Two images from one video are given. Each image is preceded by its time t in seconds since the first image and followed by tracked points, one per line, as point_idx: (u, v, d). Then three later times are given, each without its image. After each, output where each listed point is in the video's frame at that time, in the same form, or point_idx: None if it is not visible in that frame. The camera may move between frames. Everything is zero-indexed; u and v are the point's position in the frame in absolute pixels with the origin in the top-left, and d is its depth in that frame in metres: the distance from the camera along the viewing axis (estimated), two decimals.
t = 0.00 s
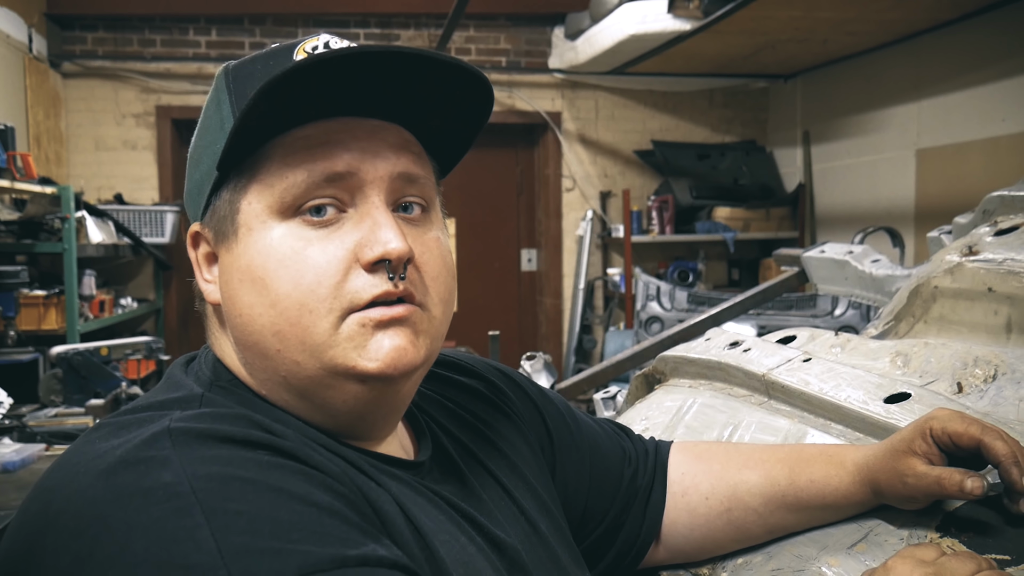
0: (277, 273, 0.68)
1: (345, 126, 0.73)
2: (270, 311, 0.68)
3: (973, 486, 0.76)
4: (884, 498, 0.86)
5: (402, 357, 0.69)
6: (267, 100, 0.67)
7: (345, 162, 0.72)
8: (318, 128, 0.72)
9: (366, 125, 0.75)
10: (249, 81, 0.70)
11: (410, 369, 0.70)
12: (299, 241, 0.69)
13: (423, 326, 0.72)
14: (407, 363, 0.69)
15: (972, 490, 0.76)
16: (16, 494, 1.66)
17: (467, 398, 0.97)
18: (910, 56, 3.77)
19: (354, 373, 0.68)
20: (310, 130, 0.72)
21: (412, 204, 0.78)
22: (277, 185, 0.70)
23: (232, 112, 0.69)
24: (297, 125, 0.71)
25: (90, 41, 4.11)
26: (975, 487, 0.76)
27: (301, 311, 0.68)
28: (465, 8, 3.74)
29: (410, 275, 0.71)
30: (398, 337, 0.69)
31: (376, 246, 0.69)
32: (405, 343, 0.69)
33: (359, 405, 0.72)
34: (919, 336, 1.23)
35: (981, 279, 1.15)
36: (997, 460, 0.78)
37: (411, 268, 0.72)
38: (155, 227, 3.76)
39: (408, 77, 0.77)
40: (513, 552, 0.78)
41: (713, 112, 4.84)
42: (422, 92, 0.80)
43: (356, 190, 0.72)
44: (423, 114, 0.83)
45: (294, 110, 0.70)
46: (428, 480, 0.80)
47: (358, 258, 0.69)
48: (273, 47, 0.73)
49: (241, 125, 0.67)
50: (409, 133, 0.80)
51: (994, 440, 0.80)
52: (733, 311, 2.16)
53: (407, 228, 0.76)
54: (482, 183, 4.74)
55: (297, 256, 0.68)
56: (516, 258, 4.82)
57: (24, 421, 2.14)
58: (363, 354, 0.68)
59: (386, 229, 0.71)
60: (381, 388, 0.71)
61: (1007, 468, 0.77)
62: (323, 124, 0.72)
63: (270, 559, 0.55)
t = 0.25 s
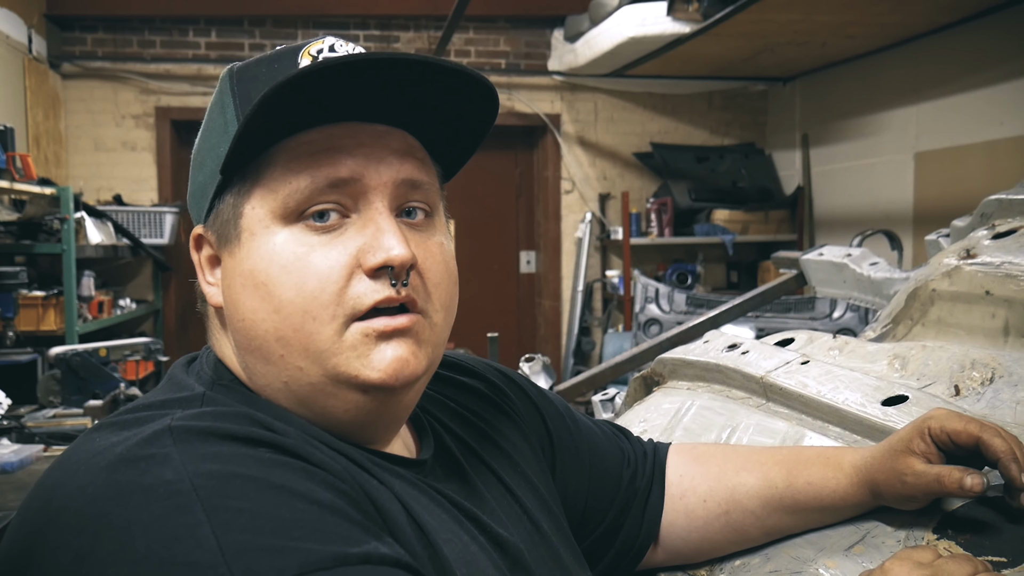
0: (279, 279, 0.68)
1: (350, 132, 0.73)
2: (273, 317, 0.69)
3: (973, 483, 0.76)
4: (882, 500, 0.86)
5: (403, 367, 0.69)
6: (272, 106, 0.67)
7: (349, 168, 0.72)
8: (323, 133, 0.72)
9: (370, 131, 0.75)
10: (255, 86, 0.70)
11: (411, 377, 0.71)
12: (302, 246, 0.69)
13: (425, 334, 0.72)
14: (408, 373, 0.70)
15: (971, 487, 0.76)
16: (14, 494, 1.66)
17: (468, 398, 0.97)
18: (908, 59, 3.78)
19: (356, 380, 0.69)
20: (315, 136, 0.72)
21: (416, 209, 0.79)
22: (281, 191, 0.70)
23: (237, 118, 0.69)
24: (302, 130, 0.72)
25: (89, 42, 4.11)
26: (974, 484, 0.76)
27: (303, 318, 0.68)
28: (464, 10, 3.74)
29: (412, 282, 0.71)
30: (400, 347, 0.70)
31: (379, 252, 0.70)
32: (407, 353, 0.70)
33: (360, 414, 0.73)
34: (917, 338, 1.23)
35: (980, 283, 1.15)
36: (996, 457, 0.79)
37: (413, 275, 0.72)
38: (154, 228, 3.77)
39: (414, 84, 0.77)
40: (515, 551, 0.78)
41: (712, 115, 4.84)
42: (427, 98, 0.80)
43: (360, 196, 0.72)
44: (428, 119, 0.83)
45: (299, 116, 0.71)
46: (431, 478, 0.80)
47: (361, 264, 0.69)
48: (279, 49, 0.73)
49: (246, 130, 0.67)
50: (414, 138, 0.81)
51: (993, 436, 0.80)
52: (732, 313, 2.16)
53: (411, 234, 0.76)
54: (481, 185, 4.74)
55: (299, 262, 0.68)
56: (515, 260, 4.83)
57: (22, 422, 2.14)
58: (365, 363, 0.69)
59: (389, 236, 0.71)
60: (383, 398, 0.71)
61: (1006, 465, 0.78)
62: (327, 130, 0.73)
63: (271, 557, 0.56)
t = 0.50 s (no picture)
0: (287, 286, 0.68)
1: (348, 134, 0.73)
2: (281, 325, 0.68)
3: (968, 482, 0.76)
4: (878, 500, 0.86)
5: (415, 365, 0.70)
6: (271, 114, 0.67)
7: (350, 170, 0.72)
8: (322, 138, 0.72)
9: (368, 131, 0.75)
10: (248, 91, 0.69)
11: (423, 376, 0.71)
12: (308, 253, 0.69)
13: (435, 332, 0.73)
14: (421, 370, 0.70)
15: (966, 485, 0.76)
16: (11, 496, 1.66)
17: (467, 399, 0.97)
18: (906, 61, 3.79)
19: (369, 382, 0.69)
20: (314, 139, 0.71)
21: (417, 209, 0.79)
22: (282, 199, 0.70)
23: (234, 125, 0.68)
24: (301, 135, 0.71)
25: (87, 44, 4.11)
26: (969, 482, 0.76)
27: (313, 325, 0.68)
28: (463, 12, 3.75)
29: (421, 284, 0.72)
30: (411, 345, 0.70)
31: (387, 256, 0.70)
32: (419, 350, 0.70)
33: (370, 413, 0.73)
34: (915, 340, 1.24)
35: (976, 284, 1.16)
36: (989, 457, 0.79)
37: (422, 276, 0.72)
38: (152, 229, 3.77)
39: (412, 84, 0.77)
40: (514, 550, 0.78)
41: (710, 116, 4.85)
42: (423, 97, 0.80)
43: (363, 200, 0.73)
44: (425, 118, 0.83)
45: (297, 122, 0.70)
46: (429, 478, 0.80)
47: (368, 268, 0.69)
48: (268, 51, 0.72)
49: (245, 138, 0.67)
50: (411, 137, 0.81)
51: (987, 436, 0.81)
52: (730, 314, 2.16)
53: (414, 234, 0.76)
54: (479, 186, 4.75)
55: (307, 269, 0.68)
56: (513, 261, 4.83)
57: (19, 424, 2.14)
58: (378, 362, 0.69)
59: (396, 239, 0.71)
60: (395, 397, 0.72)
61: (1000, 464, 0.78)
62: (325, 133, 0.72)
63: (266, 560, 0.56)
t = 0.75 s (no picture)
0: (285, 296, 0.68)
1: (346, 144, 0.73)
2: (279, 335, 0.69)
3: (962, 475, 0.78)
4: (875, 498, 0.86)
5: (415, 371, 0.70)
6: (268, 129, 0.67)
7: (348, 182, 0.72)
8: (319, 148, 0.71)
9: (366, 140, 0.74)
10: (243, 101, 0.69)
11: (420, 383, 0.72)
12: (305, 264, 0.69)
13: (432, 339, 0.73)
14: (419, 378, 0.71)
15: (960, 478, 0.78)
16: (11, 496, 1.66)
17: (466, 399, 0.97)
18: (904, 63, 3.80)
19: (368, 389, 0.70)
20: (311, 151, 0.71)
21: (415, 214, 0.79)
22: (280, 210, 0.70)
23: (229, 137, 0.68)
24: (298, 146, 0.71)
25: (86, 44, 4.11)
26: (963, 475, 0.78)
27: (312, 334, 0.68)
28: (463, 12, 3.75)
29: (419, 293, 0.72)
30: (410, 352, 0.71)
31: (385, 266, 0.70)
32: (417, 358, 0.71)
33: (369, 418, 0.73)
34: (913, 340, 1.24)
35: (974, 285, 1.16)
36: (984, 452, 0.79)
37: (420, 285, 0.73)
38: (151, 229, 3.76)
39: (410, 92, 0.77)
40: (512, 551, 0.78)
41: (709, 117, 4.86)
42: (420, 101, 0.80)
43: (361, 210, 0.72)
44: (422, 121, 0.83)
45: (295, 133, 0.70)
46: (428, 478, 0.80)
47: (366, 279, 0.70)
48: (260, 53, 0.71)
49: (241, 150, 0.67)
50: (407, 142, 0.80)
51: (982, 431, 0.81)
52: (729, 315, 2.17)
53: (412, 240, 0.76)
54: (478, 187, 4.75)
55: (305, 280, 0.68)
56: (512, 262, 4.83)
57: (18, 423, 2.14)
58: (378, 371, 0.69)
59: (394, 249, 0.72)
60: (394, 403, 0.72)
61: (993, 460, 0.78)
62: (323, 143, 0.72)
63: (265, 560, 0.56)
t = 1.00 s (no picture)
0: (278, 280, 0.68)
1: (345, 137, 0.73)
2: (271, 319, 0.68)
3: (957, 469, 0.78)
4: (877, 497, 0.86)
5: (405, 358, 0.70)
6: (269, 115, 0.67)
7: (345, 171, 0.72)
8: (318, 138, 0.72)
9: (363, 134, 0.75)
10: (243, 91, 0.69)
11: (411, 371, 0.71)
12: (299, 249, 0.69)
13: (423, 327, 0.73)
14: (409, 364, 0.70)
15: (955, 472, 0.78)
16: (10, 496, 1.66)
17: (467, 398, 0.97)
18: (904, 63, 3.79)
19: (358, 374, 0.69)
20: (310, 140, 0.71)
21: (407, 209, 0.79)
22: (276, 197, 0.70)
23: (229, 125, 0.68)
24: (296, 135, 0.71)
25: (87, 44, 4.11)
26: (959, 469, 0.78)
27: (304, 318, 0.68)
28: (463, 12, 3.75)
29: (411, 281, 0.72)
30: (400, 338, 0.70)
31: (377, 253, 0.70)
32: (407, 344, 0.70)
33: (360, 409, 0.72)
34: (914, 341, 1.24)
35: (976, 285, 1.16)
36: (988, 448, 0.80)
37: (412, 274, 0.72)
38: (151, 229, 3.76)
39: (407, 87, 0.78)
40: (512, 552, 0.78)
41: (709, 118, 4.86)
42: (416, 100, 0.80)
43: (356, 199, 0.73)
44: (417, 121, 0.83)
45: (294, 121, 0.70)
46: (428, 478, 0.79)
47: (359, 265, 0.69)
48: (263, 51, 0.72)
49: (241, 135, 0.67)
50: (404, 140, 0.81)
51: (987, 428, 0.81)
52: (729, 315, 2.16)
53: (405, 234, 0.76)
54: (478, 187, 4.75)
55: (297, 263, 0.68)
56: (513, 262, 4.83)
57: (18, 424, 2.14)
58: (368, 355, 0.69)
59: (387, 236, 0.72)
60: (384, 391, 0.71)
61: (998, 456, 0.78)
62: (322, 134, 0.72)
63: (264, 564, 0.56)
